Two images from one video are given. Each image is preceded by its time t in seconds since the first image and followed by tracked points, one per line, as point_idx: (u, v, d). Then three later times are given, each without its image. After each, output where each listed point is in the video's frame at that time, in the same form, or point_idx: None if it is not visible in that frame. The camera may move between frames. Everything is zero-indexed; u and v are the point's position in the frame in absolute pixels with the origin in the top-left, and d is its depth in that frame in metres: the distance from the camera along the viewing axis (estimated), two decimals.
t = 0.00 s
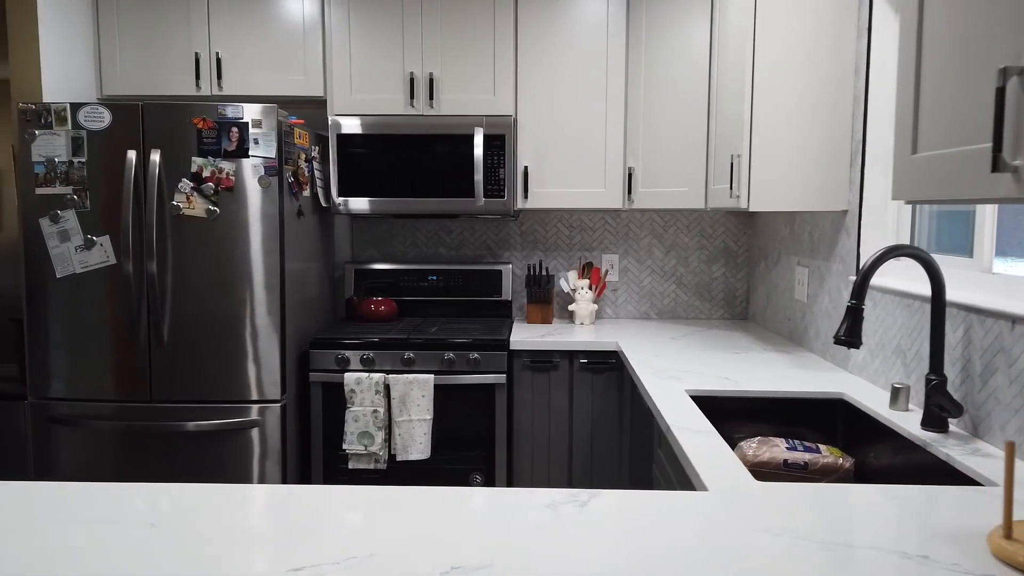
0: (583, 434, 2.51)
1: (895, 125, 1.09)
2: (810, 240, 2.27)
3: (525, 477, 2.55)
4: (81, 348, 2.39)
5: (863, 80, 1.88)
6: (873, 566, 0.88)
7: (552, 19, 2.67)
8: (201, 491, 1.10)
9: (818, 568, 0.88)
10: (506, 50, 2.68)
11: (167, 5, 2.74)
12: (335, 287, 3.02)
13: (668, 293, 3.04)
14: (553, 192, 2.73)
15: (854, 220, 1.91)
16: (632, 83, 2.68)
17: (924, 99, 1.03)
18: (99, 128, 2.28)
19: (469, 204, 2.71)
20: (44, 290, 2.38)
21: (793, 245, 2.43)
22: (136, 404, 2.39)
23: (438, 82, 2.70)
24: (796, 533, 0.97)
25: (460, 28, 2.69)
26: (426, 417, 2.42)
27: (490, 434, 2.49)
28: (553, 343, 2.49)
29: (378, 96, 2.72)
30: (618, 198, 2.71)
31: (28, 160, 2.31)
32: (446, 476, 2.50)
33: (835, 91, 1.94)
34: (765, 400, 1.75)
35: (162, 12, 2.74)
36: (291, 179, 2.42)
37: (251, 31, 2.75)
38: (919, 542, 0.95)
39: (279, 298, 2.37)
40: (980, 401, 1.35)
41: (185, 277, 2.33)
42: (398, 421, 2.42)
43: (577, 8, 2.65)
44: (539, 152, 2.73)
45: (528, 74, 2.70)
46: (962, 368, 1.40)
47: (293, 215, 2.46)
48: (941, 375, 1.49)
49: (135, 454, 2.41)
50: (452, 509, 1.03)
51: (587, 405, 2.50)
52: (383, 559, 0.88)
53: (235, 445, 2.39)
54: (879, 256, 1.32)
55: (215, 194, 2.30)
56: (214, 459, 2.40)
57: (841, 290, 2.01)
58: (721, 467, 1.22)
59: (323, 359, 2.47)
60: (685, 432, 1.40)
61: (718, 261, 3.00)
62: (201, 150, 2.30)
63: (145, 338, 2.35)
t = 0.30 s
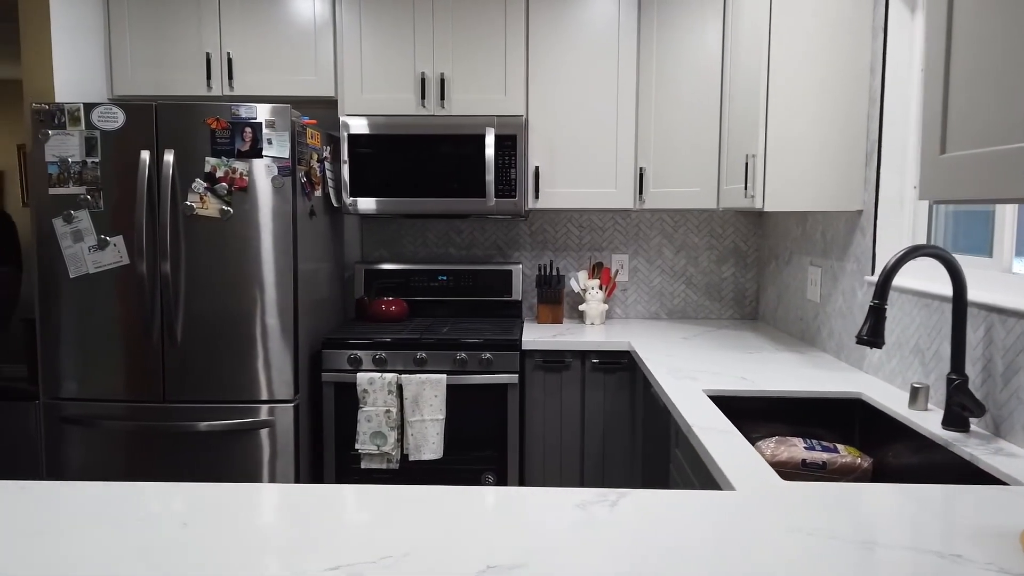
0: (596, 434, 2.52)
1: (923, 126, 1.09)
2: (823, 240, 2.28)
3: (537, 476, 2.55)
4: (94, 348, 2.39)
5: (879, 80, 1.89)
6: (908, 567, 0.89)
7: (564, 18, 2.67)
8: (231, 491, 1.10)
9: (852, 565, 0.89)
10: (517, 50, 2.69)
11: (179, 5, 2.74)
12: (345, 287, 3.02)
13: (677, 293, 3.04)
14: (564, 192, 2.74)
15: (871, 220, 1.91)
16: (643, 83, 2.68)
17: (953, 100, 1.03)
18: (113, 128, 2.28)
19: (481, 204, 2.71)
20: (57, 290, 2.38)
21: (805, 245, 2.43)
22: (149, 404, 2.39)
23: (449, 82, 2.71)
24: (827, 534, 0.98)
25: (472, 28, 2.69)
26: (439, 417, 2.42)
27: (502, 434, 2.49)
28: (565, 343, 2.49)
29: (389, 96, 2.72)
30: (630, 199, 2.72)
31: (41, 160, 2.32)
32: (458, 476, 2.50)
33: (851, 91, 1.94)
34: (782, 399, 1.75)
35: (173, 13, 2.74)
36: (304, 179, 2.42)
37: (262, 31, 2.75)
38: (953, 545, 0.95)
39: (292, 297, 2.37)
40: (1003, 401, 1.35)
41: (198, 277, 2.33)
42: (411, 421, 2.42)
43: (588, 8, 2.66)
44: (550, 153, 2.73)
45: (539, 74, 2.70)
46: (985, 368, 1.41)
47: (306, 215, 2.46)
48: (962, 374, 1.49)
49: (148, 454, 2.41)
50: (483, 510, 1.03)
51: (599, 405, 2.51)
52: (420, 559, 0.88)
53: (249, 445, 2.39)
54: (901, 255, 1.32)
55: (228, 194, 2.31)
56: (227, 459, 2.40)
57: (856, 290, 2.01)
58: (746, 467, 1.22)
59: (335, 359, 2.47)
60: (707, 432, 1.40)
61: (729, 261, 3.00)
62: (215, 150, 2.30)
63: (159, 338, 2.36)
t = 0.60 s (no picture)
0: (608, 434, 2.52)
1: (950, 126, 1.09)
2: (836, 240, 2.28)
3: (549, 476, 2.55)
4: (107, 348, 2.40)
5: (894, 80, 1.89)
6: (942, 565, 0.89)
7: (575, 18, 2.68)
8: (261, 490, 1.10)
9: (885, 563, 0.90)
10: (529, 50, 2.69)
11: (191, 6, 2.74)
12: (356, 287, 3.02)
13: (688, 293, 3.05)
14: (576, 192, 2.74)
15: (886, 220, 1.92)
16: (655, 83, 2.68)
17: (981, 100, 1.03)
18: (128, 129, 2.29)
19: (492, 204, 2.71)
20: (70, 290, 2.38)
21: (818, 245, 2.44)
22: (163, 404, 2.40)
23: (461, 82, 2.71)
24: (858, 532, 0.98)
25: (483, 28, 2.70)
26: (452, 417, 2.42)
27: (515, 434, 2.49)
28: (578, 343, 2.49)
29: (401, 97, 2.72)
30: (641, 199, 2.72)
31: (56, 160, 2.32)
32: (471, 476, 2.50)
33: (866, 91, 1.95)
34: (799, 399, 1.75)
35: (185, 13, 2.75)
36: (317, 179, 2.43)
37: (274, 31, 2.75)
38: (984, 544, 0.95)
39: (306, 297, 2.38)
40: None
41: (212, 277, 2.33)
42: (424, 421, 2.42)
43: (600, 8, 2.66)
44: (561, 153, 2.73)
45: (550, 74, 2.71)
46: (1007, 367, 1.41)
47: (319, 215, 2.46)
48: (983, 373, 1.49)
49: (162, 453, 2.41)
50: (513, 509, 1.04)
51: (611, 405, 2.51)
52: (456, 557, 0.89)
53: (262, 445, 2.39)
54: (923, 255, 1.33)
55: (243, 194, 2.31)
56: (241, 459, 2.40)
57: (871, 290, 2.01)
58: (772, 467, 1.23)
59: (348, 359, 2.47)
60: (728, 432, 1.40)
61: (739, 261, 3.01)
62: (229, 151, 2.30)
63: (173, 338, 2.36)
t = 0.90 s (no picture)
0: (620, 433, 2.52)
1: (979, 123, 1.09)
2: (850, 239, 2.27)
3: (561, 476, 2.55)
4: (120, 347, 2.39)
5: (910, 78, 1.89)
6: (976, 564, 0.89)
7: (586, 17, 2.67)
8: (289, 489, 1.10)
9: (919, 561, 0.89)
10: (540, 49, 2.69)
11: (201, 5, 2.74)
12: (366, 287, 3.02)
13: (698, 293, 3.05)
14: (587, 192, 2.74)
15: (903, 220, 1.91)
16: (667, 81, 2.68)
17: (1010, 96, 1.03)
18: (141, 128, 2.29)
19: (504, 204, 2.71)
20: (83, 289, 2.38)
21: (831, 244, 2.43)
22: (176, 403, 2.39)
23: (472, 82, 2.71)
24: (890, 531, 0.98)
25: (494, 27, 2.69)
26: (464, 417, 2.42)
27: (527, 433, 2.49)
28: (590, 342, 2.49)
29: (412, 96, 2.72)
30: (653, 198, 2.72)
31: (68, 160, 2.32)
32: (484, 475, 2.50)
33: (881, 90, 1.94)
34: (817, 399, 1.75)
35: (196, 13, 2.74)
36: (330, 179, 2.43)
37: (285, 31, 2.75)
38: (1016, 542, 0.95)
39: (319, 296, 2.38)
40: None
41: (226, 276, 2.33)
42: (436, 420, 2.42)
43: (611, 7, 2.66)
44: (573, 152, 2.73)
45: (561, 73, 2.70)
46: None
47: (331, 214, 2.46)
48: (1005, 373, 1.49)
49: (174, 453, 2.41)
50: (542, 508, 1.04)
51: (623, 404, 2.51)
52: (489, 556, 0.88)
53: (275, 444, 2.39)
54: (946, 254, 1.32)
55: (256, 194, 2.31)
56: (253, 458, 2.40)
57: (887, 289, 2.01)
58: (797, 466, 1.22)
59: (361, 358, 2.47)
60: (750, 432, 1.40)
61: (750, 260, 3.00)
62: (243, 150, 2.30)
63: (186, 338, 2.36)
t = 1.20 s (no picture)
0: (633, 433, 2.52)
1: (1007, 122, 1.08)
2: (864, 239, 2.27)
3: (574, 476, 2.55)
4: (133, 347, 2.40)
5: (926, 79, 1.89)
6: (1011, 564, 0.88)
7: (598, 17, 2.67)
8: (316, 489, 1.10)
9: (954, 562, 0.89)
10: (551, 49, 2.69)
11: (212, 5, 2.74)
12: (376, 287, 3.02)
13: (709, 293, 3.04)
14: (599, 191, 2.74)
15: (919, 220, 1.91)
16: (678, 81, 2.68)
17: None
18: (155, 128, 2.29)
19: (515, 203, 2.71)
20: (96, 289, 2.38)
21: (844, 244, 2.43)
22: (189, 403, 2.39)
23: (484, 81, 2.71)
24: (921, 531, 0.98)
25: (505, 27, 2.69)
26: (477, 417, 2.42)
27: (540, 433, 2.49)
28: (603, 342, 2.49)
29: (424, 96, 2.72)
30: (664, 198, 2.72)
31: (82, 160, 2.32)
32: (496, 475, 2.50)
33: (897, 91, 1.94)
34: (834, 398, 1.75)
35: (207, 13, 2.74)
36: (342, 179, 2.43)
37: (296, 30, 2.75)
38: None
39: (332, 296, 2.38)
40: None
41: (239, 276, 2.33)
42: (449, 420, 2.42)
43: (623, 8, 2.66)
44: (584, 152, 2.73)
45: (573, 73, 2.70)
46: None
47: (344, 214, 2.46)
48: None
49: (187, 453, 2.41)
50: (571, 508, 1.03)
51: (635, 404, 2.51)
52: (523, 556, 0.88)
53: (288, 444, 2.39)
54: (969, 254, 1.32)
55: (270, 194, 2.31)
56: (266, 458, 2.40)
57: (902, 289, 2.01)
58: (822, 466, 1.22)
59: (373, 358, 2.47)
60: (772, 432, 1.40)
61: (761, 259, 3.00)
62: (256, 150, 2.30)
63: (199, 337, 2.36)
